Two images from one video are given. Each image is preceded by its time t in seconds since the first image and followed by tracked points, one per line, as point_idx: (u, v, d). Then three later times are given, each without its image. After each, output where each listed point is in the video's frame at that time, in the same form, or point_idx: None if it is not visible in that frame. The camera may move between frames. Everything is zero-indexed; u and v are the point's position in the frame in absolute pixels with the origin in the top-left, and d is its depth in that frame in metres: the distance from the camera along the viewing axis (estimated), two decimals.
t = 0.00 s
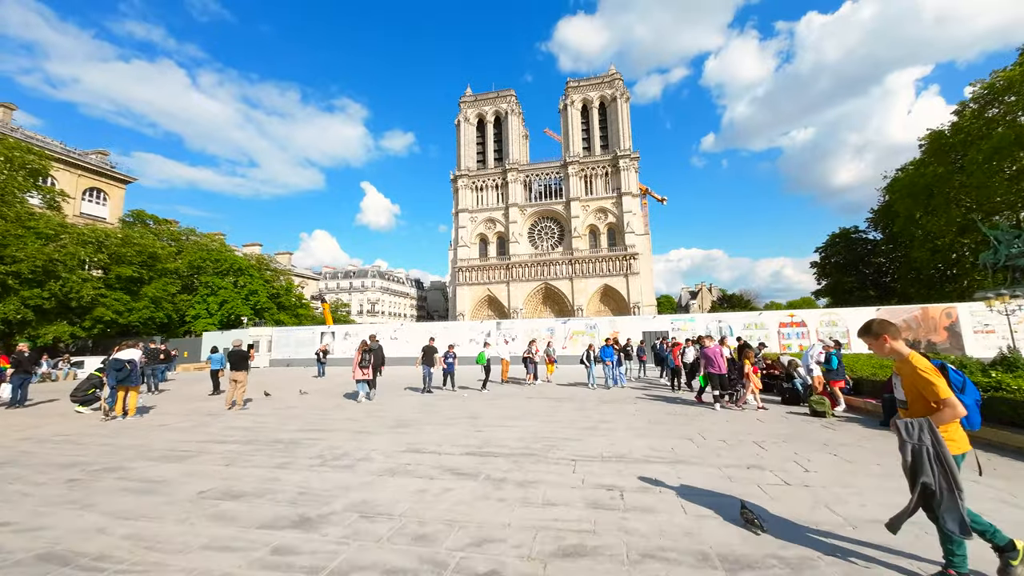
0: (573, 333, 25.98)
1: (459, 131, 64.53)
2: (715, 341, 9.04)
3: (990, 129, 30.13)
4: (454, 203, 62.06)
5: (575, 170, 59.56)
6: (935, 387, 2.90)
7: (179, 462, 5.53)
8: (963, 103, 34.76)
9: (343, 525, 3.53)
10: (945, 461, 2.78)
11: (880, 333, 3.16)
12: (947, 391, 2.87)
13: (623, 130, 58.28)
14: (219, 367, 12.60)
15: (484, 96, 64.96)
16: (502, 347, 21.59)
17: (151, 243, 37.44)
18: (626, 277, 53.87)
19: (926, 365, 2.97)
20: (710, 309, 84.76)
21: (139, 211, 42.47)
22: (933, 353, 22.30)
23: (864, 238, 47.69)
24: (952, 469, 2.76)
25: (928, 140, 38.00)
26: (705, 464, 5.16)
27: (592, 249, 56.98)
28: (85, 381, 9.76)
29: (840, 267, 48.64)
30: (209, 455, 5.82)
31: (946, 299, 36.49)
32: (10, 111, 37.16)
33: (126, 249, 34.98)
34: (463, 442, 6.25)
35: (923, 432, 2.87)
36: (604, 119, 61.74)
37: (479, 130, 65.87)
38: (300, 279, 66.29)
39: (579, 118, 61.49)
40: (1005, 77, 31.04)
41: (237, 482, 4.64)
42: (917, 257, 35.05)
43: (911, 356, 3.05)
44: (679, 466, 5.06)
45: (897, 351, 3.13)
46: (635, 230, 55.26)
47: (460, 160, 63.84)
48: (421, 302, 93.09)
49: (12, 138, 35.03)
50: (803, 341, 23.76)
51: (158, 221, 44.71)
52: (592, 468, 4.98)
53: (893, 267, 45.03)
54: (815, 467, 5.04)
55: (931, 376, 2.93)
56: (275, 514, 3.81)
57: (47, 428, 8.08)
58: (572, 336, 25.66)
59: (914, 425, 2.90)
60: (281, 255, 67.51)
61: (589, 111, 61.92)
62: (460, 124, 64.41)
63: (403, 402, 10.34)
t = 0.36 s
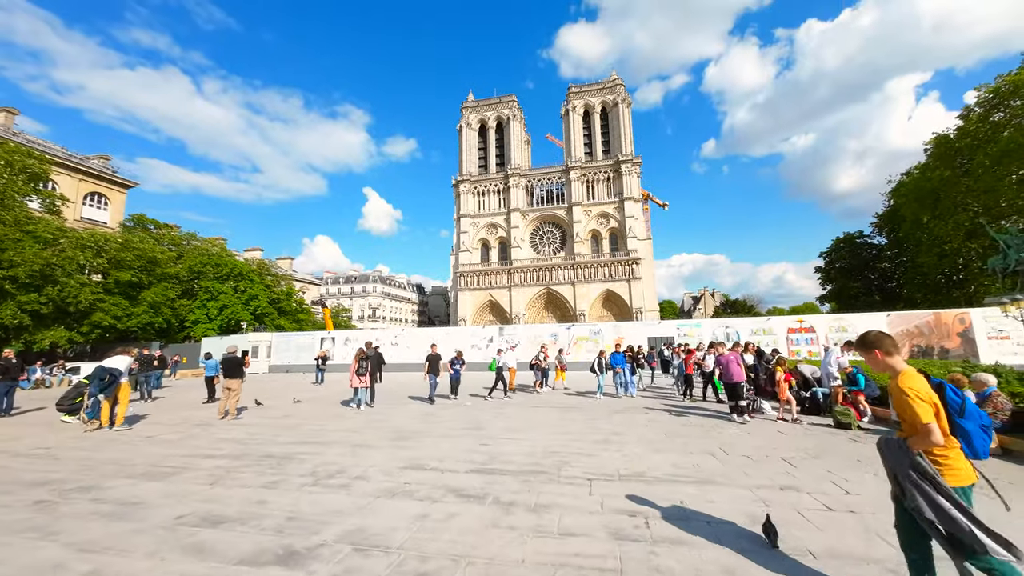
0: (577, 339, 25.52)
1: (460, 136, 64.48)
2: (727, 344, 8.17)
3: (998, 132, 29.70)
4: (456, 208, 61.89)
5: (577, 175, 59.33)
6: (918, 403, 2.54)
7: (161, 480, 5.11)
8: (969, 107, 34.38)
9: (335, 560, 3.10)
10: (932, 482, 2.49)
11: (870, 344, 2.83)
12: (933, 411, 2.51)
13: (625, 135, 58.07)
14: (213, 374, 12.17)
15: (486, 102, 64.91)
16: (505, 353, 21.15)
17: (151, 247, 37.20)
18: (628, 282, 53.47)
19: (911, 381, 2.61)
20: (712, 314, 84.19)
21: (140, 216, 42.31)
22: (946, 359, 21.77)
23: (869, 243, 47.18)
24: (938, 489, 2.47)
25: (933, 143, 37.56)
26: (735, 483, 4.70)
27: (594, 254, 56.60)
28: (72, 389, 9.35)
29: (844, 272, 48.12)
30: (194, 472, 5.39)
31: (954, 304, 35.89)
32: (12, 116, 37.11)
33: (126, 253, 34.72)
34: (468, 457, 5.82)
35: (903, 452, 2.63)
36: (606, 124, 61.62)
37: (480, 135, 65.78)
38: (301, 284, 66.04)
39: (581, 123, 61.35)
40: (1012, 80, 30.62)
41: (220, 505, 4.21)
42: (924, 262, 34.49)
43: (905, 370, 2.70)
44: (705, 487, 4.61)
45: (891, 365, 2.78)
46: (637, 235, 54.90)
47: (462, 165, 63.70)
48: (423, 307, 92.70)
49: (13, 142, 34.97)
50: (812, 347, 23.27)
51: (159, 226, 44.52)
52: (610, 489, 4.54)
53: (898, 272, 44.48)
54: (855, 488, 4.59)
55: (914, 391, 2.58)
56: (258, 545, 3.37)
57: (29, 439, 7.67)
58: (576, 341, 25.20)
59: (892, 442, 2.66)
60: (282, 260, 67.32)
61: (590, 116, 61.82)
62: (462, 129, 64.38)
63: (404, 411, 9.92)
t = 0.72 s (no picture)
0: (580, 340, 25.16)
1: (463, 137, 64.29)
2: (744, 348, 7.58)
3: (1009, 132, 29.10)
4: (458, 208, 61.64)
5: (580, 176, 58.97)
6: (888, 400, 2.39)
7: (143, 488, 4.77)
8: (978, 107, 33.84)
9: None
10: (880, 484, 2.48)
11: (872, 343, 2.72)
12: (903, 410, 2.34)
13: (628, 136, 57.68)
14: (210, 375, 11.88)
15: (489, 102, 64.65)
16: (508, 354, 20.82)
17: (152, 247, 37.05)
18: (631, 284, 53.04)
19: (891, 379, 2.42)
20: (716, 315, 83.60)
21: (142, 215, 42.22)
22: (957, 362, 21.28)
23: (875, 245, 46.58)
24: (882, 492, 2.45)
25: (942, 144, 36.95)
26: (760, 495, 4.34)
27: (597, 255, 56.18)
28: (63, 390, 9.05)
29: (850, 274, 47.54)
30: (180, 480, 5.07)
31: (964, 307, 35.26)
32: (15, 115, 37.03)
33: (127, 252, 34.54)
34: (470, 465, 5.47)
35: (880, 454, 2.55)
36: (609, 125, 61.29)
37: (483, 136, 65.50)
38: (303, 284, 65.85)
39: (584, 124, 61.00)
40: None
41: (204, 517, 3.88)
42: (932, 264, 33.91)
43: (896, 369, 2.54)
44: (728, 499, 4.24)
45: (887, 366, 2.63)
46: (640, 236, 54.48)
47: (465, 165, 63.45)
48: (424, 308, 92.39)
49: (16, 141, 34.89)
50: (821, 350, 22.81)
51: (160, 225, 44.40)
52: (626, 502, 4.19)
53: (905, 273, 43.85)
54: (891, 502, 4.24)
55: (888, 387, 2.41)
56: (240, 565, 3.04)
57: (15, 442, 7.38)
58: (579, 343, 24.83)
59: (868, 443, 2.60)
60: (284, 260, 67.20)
61: (593, 117, 61.50)
62: (465, 130, 64.19)
63: (404, 414, 9.60)
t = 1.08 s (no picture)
0: (586, 338, 24.72)
1: (468, 134, 63.84)
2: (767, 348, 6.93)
3: None
4: (462, 205, 61.23)
5: (585, 173, 58.32)
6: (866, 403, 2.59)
7: (123, 495, 4.43)
8: (996, 102, 32.90)
9: None
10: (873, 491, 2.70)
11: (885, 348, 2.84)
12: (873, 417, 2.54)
13: (634, 132, 56.94)
14: (207, 372, 11.58)
15: (493, 99, 64.09)
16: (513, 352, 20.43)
17: (156, 242, 36.96)
18: (636, 282, 52.40)
19: (876, 384, 2.57)
20: (721, 314, 82.82)
21: (146, 210, 42.20)
22: (975, 364, 20.66)
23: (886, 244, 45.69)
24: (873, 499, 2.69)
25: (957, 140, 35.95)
26: (797, 511, 3.94)
27: (601, 253, 55.62)
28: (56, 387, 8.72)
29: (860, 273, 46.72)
30: (165, 486, 4.72)
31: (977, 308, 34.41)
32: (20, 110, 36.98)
33: (131, 248, 34.47)
34: (475, 472, 5.10)
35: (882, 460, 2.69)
36: (615, 122, 60.58)
37: (487, 133, 64.97)
38: (307, 281, 65.81)
39: (589, 120, 60.32)
40: None
41: (185, 532, 3.53)
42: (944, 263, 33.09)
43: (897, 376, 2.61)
44: (761, 517, 3.83)
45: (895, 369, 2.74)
46: (646, 234, 53.89)
47: (469, 162, 63.00)
48: (428, 305, 92.21)
49: (21, 136, 34.82)
50: (833, 349, 22.24)
51: (165, 221, 44.37)
52: (649, 519, 3.78)
53: (916, 273, 43.00)
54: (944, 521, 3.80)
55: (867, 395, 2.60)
56: None
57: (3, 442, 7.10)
58: (585, 341, 24.41)
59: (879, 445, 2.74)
60: (289, 256, 67.18)
61: (599, 114, 60.79)
62: (469, 127, 63.75)
63: (406, 415, 9.26)
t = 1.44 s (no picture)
0: (595, 334, 24.27)
1: (474, 128, 63.23)
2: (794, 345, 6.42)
3: None
4: (468, 200, 60.76)
5: (592, 168, 57.55)
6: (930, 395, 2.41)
7: (112, 496, 4.12)
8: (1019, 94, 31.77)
9: None
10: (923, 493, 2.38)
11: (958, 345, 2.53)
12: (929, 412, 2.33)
13: (642, 126, 56.02)
14: (210, 365, 11.34)
15: (500, 92, 63.32)
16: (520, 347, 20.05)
17: (163, 235, 36.95)
18: (643, 277, 51.71)
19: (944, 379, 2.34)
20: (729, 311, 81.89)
21: (153, 204, 42.21)
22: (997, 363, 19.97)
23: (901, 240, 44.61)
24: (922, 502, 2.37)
25: (977, 132, 34.79)
26: (852, 525, 3.51)
27: (608, 249, 54.97)
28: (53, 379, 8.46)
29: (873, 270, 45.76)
30: (158, 486, 4.41)
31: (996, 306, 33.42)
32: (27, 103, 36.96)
33: (137, 241, 34.45)
34: (487, 474, 4.73)
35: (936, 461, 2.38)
36: (622, 116, 59.64)
37: (494, 127, 64.29)
38: (313, 275, 65.86)
39: (596, 114, 59.43)
40: None
41: (173, 541, 3.19)
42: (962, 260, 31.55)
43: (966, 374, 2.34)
44: (812, 529, 3.43)
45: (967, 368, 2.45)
46: (653, 230, 53.17)
47: (475, 156, 62.44)
48: (434, 300, 92.07)
49: (28, 128, 34.79)
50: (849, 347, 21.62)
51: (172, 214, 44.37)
52: (689, 534, 3.35)
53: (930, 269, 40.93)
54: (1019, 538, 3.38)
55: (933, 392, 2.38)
56: None
57: None
58: (593, 336, 23.98)
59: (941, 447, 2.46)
60: (295, 251, 67.24)
61: (606, 107, 59.83)
62: (475, 121, 63.13)
63: (412, 411, 8.94)
